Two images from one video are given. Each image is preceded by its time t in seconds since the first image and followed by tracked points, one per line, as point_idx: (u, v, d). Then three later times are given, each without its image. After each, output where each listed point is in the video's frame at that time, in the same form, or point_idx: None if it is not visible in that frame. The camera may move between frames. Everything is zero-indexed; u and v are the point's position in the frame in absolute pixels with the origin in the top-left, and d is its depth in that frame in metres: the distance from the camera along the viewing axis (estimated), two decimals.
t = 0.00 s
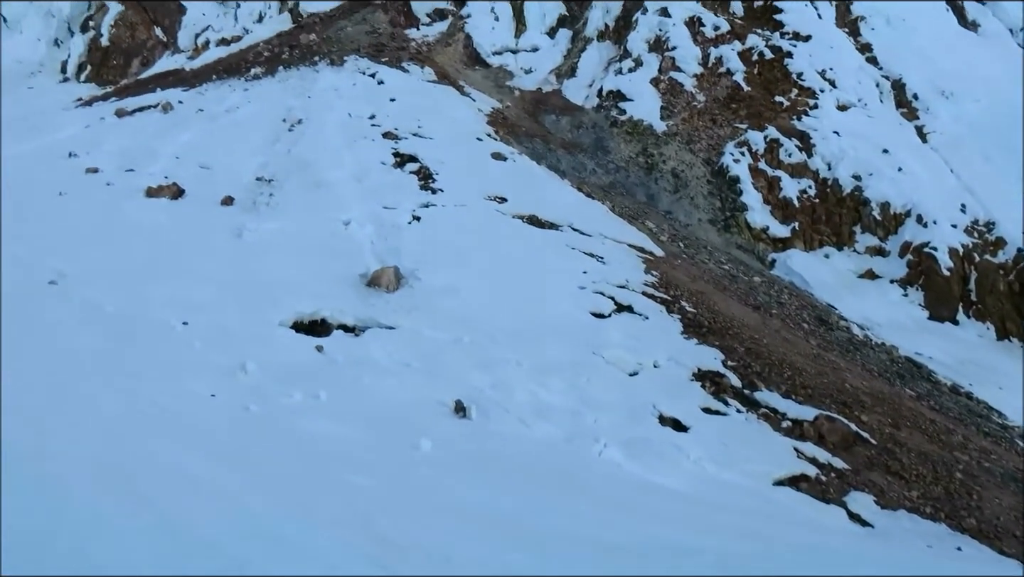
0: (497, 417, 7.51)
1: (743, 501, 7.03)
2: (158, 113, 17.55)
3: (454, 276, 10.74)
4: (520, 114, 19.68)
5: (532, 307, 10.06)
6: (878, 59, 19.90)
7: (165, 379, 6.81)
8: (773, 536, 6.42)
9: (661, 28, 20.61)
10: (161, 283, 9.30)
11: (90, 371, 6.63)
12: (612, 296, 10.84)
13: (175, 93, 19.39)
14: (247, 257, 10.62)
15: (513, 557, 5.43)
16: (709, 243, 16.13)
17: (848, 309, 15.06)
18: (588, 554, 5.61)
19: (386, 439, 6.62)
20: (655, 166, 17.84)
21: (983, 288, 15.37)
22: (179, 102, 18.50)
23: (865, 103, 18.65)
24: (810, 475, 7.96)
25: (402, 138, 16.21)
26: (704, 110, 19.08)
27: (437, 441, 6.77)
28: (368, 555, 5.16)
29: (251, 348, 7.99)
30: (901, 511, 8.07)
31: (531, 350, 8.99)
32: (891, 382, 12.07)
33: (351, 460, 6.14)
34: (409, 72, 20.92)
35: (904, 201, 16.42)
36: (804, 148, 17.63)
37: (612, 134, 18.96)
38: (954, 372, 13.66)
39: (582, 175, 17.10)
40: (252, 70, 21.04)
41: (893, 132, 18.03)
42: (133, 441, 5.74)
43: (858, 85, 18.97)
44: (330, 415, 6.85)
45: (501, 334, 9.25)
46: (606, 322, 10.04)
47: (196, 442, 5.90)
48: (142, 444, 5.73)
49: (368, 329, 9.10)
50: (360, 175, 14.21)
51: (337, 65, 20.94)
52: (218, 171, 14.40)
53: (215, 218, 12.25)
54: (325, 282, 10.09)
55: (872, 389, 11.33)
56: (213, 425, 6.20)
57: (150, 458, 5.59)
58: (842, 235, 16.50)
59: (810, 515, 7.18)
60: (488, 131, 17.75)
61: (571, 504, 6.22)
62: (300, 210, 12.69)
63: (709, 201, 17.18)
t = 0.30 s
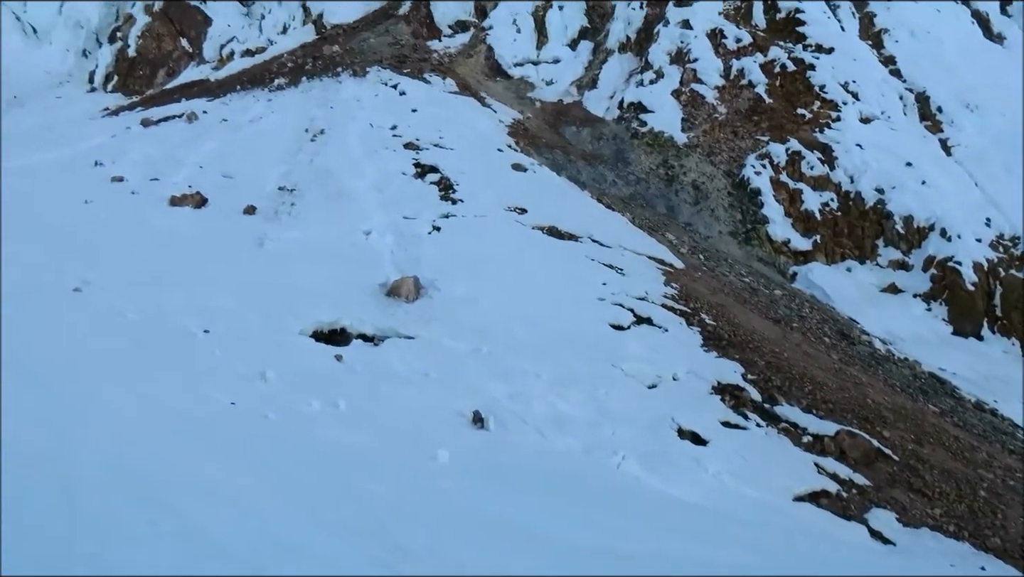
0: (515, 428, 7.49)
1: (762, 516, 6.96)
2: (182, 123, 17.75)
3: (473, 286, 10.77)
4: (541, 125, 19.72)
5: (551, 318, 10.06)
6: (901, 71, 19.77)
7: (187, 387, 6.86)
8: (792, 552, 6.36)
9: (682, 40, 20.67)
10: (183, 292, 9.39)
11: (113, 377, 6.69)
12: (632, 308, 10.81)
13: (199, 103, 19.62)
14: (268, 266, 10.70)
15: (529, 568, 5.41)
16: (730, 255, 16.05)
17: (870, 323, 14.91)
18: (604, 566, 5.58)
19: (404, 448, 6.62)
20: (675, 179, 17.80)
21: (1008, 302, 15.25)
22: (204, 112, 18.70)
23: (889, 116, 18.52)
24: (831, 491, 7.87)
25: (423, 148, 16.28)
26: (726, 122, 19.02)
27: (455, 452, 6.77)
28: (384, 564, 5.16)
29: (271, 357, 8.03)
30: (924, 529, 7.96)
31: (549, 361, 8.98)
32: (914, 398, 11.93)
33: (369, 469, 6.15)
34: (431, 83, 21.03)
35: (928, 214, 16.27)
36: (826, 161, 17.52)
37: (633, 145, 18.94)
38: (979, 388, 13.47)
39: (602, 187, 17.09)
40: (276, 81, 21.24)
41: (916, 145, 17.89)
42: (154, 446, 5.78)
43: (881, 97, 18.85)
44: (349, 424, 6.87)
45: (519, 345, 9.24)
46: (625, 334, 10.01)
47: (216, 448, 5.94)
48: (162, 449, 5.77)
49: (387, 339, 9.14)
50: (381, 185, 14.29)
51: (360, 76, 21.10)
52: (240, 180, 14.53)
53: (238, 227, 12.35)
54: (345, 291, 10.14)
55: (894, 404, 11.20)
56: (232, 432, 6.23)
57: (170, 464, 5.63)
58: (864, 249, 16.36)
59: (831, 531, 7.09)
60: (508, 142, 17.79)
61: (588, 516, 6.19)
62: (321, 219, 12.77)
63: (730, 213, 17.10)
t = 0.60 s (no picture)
0: (531, 440, 7.47)
1: (780, 531, 6.88)
2: (204, 133, 17.98)
3: (491, 297, 10.78)
4: (560, 137, 19.78)
5: (568, 329, 10.05)
6: (923, 84, 19.66)
7: (206, 395, 6.90)
8: (809, 568, 6.27)
9: (702, 52, 20.69)
10: (203, 300, 9.48)
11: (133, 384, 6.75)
12: (649, 320, 10.77)
13: (221, 114, 19.89)
14: (287, 275, 10.77)
15: None
16: (748, 268, 16.00)
17: (890, 337, 14.77)
18: None
19: (420, 459, 6.61)
20: (694, 191, 17.78)
21: None
22: (225, 122, 18.94)
23: (910, 129, 18.40)
24: (850, 507, 7.78)
25: (441, 159, 16.36)
26: (745, 134, 18.98)
27: (470, 463, 6.75)
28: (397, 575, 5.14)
29: (289, 366, 8.06)
30: (945, 546, 7.85)
31: (566, 372, 8.96)
32: (935, 414, 11.80)
33: (385, 479, 6.15)
34: (450, 94, 21.15)
35: (949, 228, 16.12)
36: (846, 174, 17.42)
37: (651, 157, 18.95)
38: (1002, 404, 13.27)
39: (620, 199, 17.09)
40: (296, 92, 21.46)
41: (938, 159, 17.75)
42: (172, 454, 5.81)
43: (901, 111, 18.73)
44: (366, 433, 6.88)
45: (536, 356, 9.23)
46: (643, 346, 9.98)
47: (233, 456, 5.96)
48: (180, 457, 5.80)
49: (404, 349, 9.14)
50: (400, 196, 14.36)
51: (380, 87, 21.26)
52: (260, 189, 14.66)
53: (257, 236, 12.46)
54: (362, 301, 10.18)
55: (915, 420, 11.08)
56: (249, 440, 6.26)
57: (187, 471, 5.65)
58: (885, 262, 16.22)
59: (850, 547, 7.00)
60: (527, 153, 17.84)
61: (603, 529, 6.15)
62: (340, 229, 12.85)
63: (749, 225, 17.04)
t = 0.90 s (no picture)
0: (548, 457, 7.44)
1: (801, 552, 6.78)
2: (225, 150, 18.19)
3: (509, 314, 10.78)
4: (578, 154, 19.83)
5: (585, 346, 10.02)
6: (943, 101, 19.53)
7: (225, 411, 6.93)
8: None
9: (721, 70, 20.71)
10: (223, 316, 9.55)
11: (153, 399, 6.80)
12: (667, 338, 10.73)
13: (242, 131, 20.13)
14: (306, 292, 10.84)
15: None
16: (767, 285, 15.92)
17: (913, 357, 14.56)
18: None
19: (437, 477, 6.59)
20: (712, 208, 17.74)
21: None
22: (246, 140, 19.16)
23: (931, 146, 18.26)
24: (871, 529, 7.65)
25: (460, 177, 16.42)
26: (764, 151, 18.94)
27: (488, 480, 6.74)
28: None
29: (308, 382, 8.09)
30: (970, 569, 7.69)
31: (584, 390, 8.93)
32: (958, 434, 11.62)
33: (403, 496, 6.13)
34: (468, 112, 21.28)
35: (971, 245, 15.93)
36: (866, 191, 17.31)
37: (670, 174, 18.95)
38: None
39: (638, 216, 17.07)
40: (316, 109, 21.68)
41: (960, 176, 17.58)
42: (190, 468, 5.82)
43: (922, 127, 18.60)
44: (384, 450, 6.88)
45: (553, 374, 9.21)
46: (661, 364, 9.93)
47: (251, 472, 5.97)
48: (198, 471, 5.81)
49: (422, 365, 9.15)
50: (419, 213, 14.43)
51: (399, 105, 21.45)
52: (280, 206, 14.79)
53: (277, 253, 12.55)
54: (381, 317, 10.21)
55: (938, 440, 10.92)
56: (268, 456, 6.27)
57: (205, 486, 5.66)
58: (906, 280, 16.06)
59: (873, 569, 6.87)
60: (545, 171, 17.89)
61: (621, 547, 6.09)
62: (359, 246, 12.92)
63: (768, 243, 16.95)
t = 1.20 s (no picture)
0: (568, 473, 7.40)
1: (826, 567, 6.65)
2: (247, 167, 18.40)
3: (529, 329, 10.77)
4: (597, 169, 19.86)
5: (606, 361, 9.98)
6: (966, 113, 19.26)
7: (246, 426, 6.96)
8: None
9: (740, 83, 20.71)
10: (244, 332, 9.62)
11: (176, 414, 6.83)
12: (689, 352, 10.67)
13: (264, 148, 20.36)
14: (327, 307, 10.89)
15: None
16: (789, 299, 15.82)
17: (938, 370, 14.29)
18: None
19: (457, 492, 6.57)
20: (733, 222, 17.68)
21: None
22: (268, 157, 19.35)
23: (954, 158, 18.07)
24: (898, 545, 7.50)
25: (479, 192, 16.46)
26: (784, 164, 18.86)
27: (508, 496, 6.71)
28: None
29: (328, 397, 8.11)
30: None
31: (603, 404, 8.88)
32: (986, 450, 11.43)
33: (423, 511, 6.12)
34: (487, 127, 21.39)
35: (997, 258, 15.70)
36: (889, 204, 17.17)
37: (690, 189, 18.92)
38: None
39: (658, 229, 17.02)
40: (337, 126, 21.91)
41: (984, 188, 17.36)
42: (213, 480, 5.83)
43: (945, 139, 18.41)
44: (404, 465, 6.88)
45: (573, 388, 9.18)
46: (682, 378, 9.86)
47: (272, 485, 5.97)
48: (221, 483, 5.82)
49: (442, 381, 9.10)
50: (439, 228, 14.49)
51: (419, 121, 21.59)
52: (301, 222, 14.91)
53: (297, 268, 12.63)
54: (401, 332, 10.23)
55: (965, 456, 10.75)
56: (289, 470, 6.28)
57: (229, 497, 5.66)
58: (930, 293, 15.86)
59: None
60: (564, 185, 17.90)
61: (642, 562, 6.02)
62: (379, 261, 12.98)
63: (789, 256, 16.84)
